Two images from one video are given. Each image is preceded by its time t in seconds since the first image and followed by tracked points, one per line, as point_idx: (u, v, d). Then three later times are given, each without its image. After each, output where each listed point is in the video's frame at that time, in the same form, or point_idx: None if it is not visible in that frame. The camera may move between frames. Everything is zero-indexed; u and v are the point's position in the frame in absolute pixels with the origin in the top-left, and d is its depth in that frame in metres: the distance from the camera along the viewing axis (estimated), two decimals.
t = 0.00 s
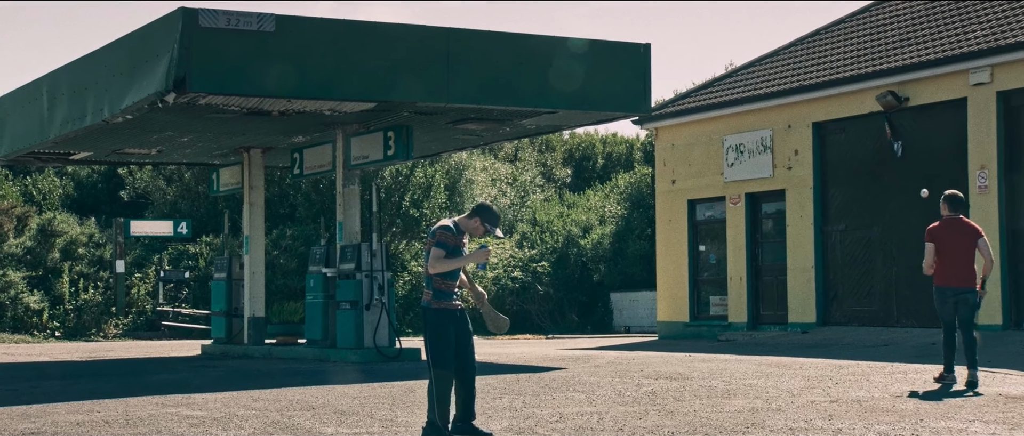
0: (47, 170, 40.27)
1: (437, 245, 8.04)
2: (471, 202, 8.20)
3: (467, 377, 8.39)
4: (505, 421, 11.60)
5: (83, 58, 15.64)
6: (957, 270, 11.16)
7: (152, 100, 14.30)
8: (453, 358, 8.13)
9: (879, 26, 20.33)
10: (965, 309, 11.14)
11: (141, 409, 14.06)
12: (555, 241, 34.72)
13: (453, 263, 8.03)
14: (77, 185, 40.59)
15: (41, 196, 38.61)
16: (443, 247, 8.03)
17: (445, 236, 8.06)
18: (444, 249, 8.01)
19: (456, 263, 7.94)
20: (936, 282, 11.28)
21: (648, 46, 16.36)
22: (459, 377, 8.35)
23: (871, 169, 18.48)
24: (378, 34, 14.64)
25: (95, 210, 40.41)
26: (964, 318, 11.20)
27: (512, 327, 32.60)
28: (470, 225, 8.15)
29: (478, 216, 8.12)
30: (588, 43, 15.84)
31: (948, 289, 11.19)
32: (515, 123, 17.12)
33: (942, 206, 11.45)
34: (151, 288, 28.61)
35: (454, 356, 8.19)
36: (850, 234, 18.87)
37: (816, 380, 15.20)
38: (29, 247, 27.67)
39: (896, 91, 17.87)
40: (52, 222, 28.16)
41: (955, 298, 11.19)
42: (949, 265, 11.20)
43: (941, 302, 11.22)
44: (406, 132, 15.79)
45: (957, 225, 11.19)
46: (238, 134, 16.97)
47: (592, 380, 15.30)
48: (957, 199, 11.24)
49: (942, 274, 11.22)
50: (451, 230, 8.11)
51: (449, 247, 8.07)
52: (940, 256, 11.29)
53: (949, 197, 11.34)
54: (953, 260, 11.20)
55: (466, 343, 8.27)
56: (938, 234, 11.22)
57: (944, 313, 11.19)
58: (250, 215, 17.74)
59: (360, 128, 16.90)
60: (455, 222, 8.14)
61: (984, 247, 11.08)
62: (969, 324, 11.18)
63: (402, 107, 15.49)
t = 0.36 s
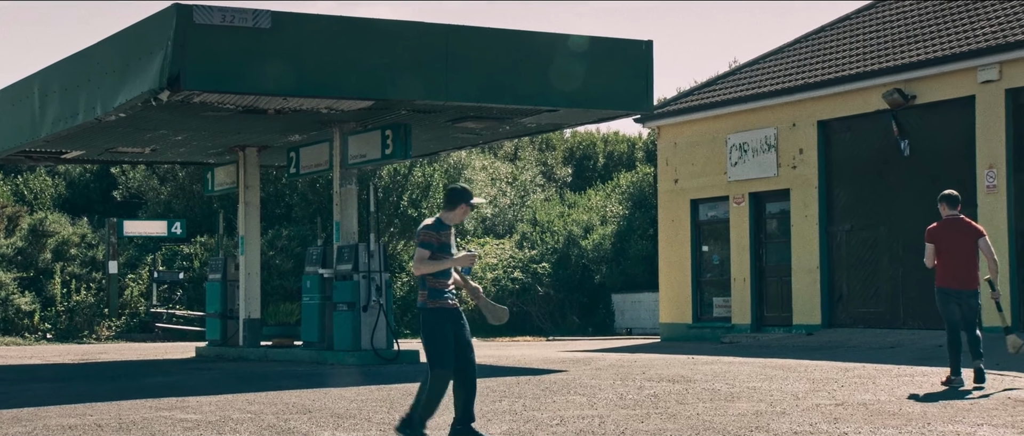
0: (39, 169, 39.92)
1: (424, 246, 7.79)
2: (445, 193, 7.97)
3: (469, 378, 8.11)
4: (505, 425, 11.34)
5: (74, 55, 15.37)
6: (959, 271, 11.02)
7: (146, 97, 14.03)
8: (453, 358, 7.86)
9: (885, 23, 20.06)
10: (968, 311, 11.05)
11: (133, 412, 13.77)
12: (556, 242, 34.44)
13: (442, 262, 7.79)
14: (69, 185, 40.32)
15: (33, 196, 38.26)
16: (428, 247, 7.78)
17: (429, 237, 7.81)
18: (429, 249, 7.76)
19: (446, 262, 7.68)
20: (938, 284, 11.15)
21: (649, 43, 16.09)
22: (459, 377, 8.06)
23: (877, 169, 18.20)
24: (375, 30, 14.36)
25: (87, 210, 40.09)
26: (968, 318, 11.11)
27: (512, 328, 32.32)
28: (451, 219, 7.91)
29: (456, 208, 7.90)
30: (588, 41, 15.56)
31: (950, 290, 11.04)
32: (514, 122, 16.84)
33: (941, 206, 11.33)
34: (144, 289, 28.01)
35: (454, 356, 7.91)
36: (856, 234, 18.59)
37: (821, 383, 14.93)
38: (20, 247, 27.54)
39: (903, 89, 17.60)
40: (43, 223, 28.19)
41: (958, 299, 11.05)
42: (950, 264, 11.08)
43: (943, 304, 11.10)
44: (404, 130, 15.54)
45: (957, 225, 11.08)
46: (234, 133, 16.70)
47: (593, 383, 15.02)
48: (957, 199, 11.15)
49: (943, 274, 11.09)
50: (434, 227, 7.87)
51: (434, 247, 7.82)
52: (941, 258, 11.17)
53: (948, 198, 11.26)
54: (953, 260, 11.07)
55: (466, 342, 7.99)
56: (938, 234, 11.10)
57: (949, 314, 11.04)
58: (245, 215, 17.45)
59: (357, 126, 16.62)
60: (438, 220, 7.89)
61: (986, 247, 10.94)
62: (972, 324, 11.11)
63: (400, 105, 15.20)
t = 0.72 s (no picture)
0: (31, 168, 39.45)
1: (390, 255, 7.99)
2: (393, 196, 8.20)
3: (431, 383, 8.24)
4: (505, 429, 11.07)
5: (66, 53, 15.11)
6: (973, 272, 10.91)
7: (140, 95, 13.75)
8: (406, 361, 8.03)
9: (892, 19, 19.79)
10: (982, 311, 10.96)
11: (126, 415, 13.49)
12: (557, 242, 34.18)
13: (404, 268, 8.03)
14: (61, 185, 39.96)
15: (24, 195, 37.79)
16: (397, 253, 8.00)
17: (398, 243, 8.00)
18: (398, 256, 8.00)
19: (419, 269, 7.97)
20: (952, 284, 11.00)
21: (652, 40, 15.82)
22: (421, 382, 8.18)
23: (884, 168, 17.92)
24: (374, 27, 14.08)
25: (79, 210, 39.95)
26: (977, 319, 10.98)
27: (511, 329, 32.03)
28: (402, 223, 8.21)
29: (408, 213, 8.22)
30: (589, 38, 15.31)
31: (967, 290, 10.92)
32: (515, 120, 16.57)
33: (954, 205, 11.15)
34: (138, 290, 27.95)
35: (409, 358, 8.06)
36: (862, 234, 18.31)
37: (827, 386, 14.64)
38: (11, 247, 27.36)
39: (911, 86, 17.33)
40: (34, 223, 27.88)
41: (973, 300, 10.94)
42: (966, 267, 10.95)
43: (958, 304, 10.93)
44: (402, 128, 15.25)
45: (972, 225, 10.96)
46: (229, 131, 16.42)
47: (594, 386, 14.75)
48: (969, 199, 11.07)
49: (959, 275, 10.95)
50: (392, 233, 8.09)
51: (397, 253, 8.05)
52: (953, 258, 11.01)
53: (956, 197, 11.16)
54: (968, 261, 10.94)
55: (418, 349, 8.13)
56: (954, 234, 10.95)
57: (965, 314, 10.87)
58: (240, 215, 17.17)
59: (354, 125, 16.32)
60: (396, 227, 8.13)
61: (1000, 249, 10.92)
62: (980, 326, 11.00)
63: (399, 103, 14.94)
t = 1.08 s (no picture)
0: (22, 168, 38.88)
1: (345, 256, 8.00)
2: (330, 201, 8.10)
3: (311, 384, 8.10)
4: (504, 433, 10.82)
5: (59, 50, 14.87)
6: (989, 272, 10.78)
7: (133, 93, 13.51)
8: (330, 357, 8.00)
9: (898, 16, 19.55)
10: (992, 311, 10.84)
11: (118, 418, 13.24)
12: (557, 242, 33.95)
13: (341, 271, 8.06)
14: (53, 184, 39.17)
15: (16, 195, 37.40)
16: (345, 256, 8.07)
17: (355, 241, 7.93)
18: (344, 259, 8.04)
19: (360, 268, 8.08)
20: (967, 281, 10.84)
21: (655, 37, 15.56)
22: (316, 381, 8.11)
23: (890, 167, 17.68)
24: (373, 23, 13.84)
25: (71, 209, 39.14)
26: (987, 320, 10.89)
27: (511, 330, 31.81)
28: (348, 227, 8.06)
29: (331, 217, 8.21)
30: (590, 35, 15.06)
31: (982, 288, 10.80)
32: (514, 118, 16.33)
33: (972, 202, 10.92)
34: (131, 292, 27.65)
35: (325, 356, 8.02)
36: (868, 234, 18.06)
37: (831, 389, 14.39)
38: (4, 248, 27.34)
39: (918, 84, 17.09)
40: (26, 223, 27.85)
41: (984, 299, 10.83)
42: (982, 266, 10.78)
43: (970, 301, 10.80)
44: (401, 126, 15.09)
45: (992, 223, 10.76)
46: (225, 130, 16.18)
47: (596, 389, 14.50)
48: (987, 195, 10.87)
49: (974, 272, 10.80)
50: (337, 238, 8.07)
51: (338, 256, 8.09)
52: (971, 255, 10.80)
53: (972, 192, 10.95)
54: (984, 259, 10.79)
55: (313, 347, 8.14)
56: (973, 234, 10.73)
57: (970, 313, 10.78)
58: (236, 214, 16.94)
59: (352, 123, 16.09)
60: (344, 227, 8.05)
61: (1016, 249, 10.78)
62: (991, 328, 10.88)
63: (397, 101, 14.69)
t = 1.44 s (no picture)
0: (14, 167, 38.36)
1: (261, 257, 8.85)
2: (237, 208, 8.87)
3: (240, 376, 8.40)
4: None
5: (49, 46, 14.58)
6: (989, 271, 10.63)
7: (126, 90, 13.21)
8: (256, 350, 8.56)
9: (905, 13, 19.27)
10: (997, 313, 10.65)
11: (109, 422, 12.93)
12: (558, 243, 33.57)
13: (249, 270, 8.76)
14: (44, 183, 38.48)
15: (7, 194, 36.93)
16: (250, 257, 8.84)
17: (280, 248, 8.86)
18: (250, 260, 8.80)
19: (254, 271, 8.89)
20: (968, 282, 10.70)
21: (657, 34, 15.26)
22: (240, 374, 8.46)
23: (898, 166, 17.39)
24: (371, 19, 13.54)
25: (62, 209, 38.35)
26: (994, 321, 10.72)
27: (512, 333, 31.49)
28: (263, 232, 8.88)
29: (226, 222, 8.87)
30: (592, 31, 14.75)
31: (985, 289, 10.63)
32: (514, 116, 16.03)
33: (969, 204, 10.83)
34: (124, 294, 27.29)
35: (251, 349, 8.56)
36: (874, 234, 17.77)
37: (838, 392, 14.08)
38: None
39: (926, 81, 16.81)
40: (16, 223, 27.50)
41: (989, 301, 10.66)
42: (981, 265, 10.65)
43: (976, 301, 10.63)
44: (398, 124, 14.78)
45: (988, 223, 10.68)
46: (219, 128, 15.87)
47: (597, 392, 14.20)
48: (984, 196, 10.82)
49: (977, 273, 10.66)
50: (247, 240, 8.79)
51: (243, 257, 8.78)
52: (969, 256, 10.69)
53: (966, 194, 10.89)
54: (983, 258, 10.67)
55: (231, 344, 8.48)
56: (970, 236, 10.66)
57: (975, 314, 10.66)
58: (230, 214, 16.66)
59: (348, 121, 15.78)
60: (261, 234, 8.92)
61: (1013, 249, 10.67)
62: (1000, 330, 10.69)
63: (395, 98, 14.39)
